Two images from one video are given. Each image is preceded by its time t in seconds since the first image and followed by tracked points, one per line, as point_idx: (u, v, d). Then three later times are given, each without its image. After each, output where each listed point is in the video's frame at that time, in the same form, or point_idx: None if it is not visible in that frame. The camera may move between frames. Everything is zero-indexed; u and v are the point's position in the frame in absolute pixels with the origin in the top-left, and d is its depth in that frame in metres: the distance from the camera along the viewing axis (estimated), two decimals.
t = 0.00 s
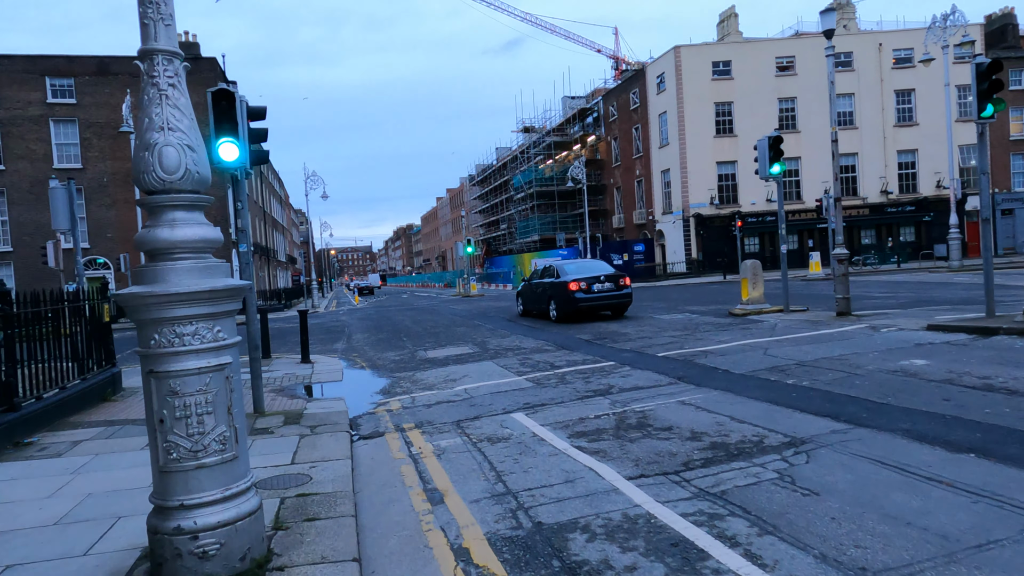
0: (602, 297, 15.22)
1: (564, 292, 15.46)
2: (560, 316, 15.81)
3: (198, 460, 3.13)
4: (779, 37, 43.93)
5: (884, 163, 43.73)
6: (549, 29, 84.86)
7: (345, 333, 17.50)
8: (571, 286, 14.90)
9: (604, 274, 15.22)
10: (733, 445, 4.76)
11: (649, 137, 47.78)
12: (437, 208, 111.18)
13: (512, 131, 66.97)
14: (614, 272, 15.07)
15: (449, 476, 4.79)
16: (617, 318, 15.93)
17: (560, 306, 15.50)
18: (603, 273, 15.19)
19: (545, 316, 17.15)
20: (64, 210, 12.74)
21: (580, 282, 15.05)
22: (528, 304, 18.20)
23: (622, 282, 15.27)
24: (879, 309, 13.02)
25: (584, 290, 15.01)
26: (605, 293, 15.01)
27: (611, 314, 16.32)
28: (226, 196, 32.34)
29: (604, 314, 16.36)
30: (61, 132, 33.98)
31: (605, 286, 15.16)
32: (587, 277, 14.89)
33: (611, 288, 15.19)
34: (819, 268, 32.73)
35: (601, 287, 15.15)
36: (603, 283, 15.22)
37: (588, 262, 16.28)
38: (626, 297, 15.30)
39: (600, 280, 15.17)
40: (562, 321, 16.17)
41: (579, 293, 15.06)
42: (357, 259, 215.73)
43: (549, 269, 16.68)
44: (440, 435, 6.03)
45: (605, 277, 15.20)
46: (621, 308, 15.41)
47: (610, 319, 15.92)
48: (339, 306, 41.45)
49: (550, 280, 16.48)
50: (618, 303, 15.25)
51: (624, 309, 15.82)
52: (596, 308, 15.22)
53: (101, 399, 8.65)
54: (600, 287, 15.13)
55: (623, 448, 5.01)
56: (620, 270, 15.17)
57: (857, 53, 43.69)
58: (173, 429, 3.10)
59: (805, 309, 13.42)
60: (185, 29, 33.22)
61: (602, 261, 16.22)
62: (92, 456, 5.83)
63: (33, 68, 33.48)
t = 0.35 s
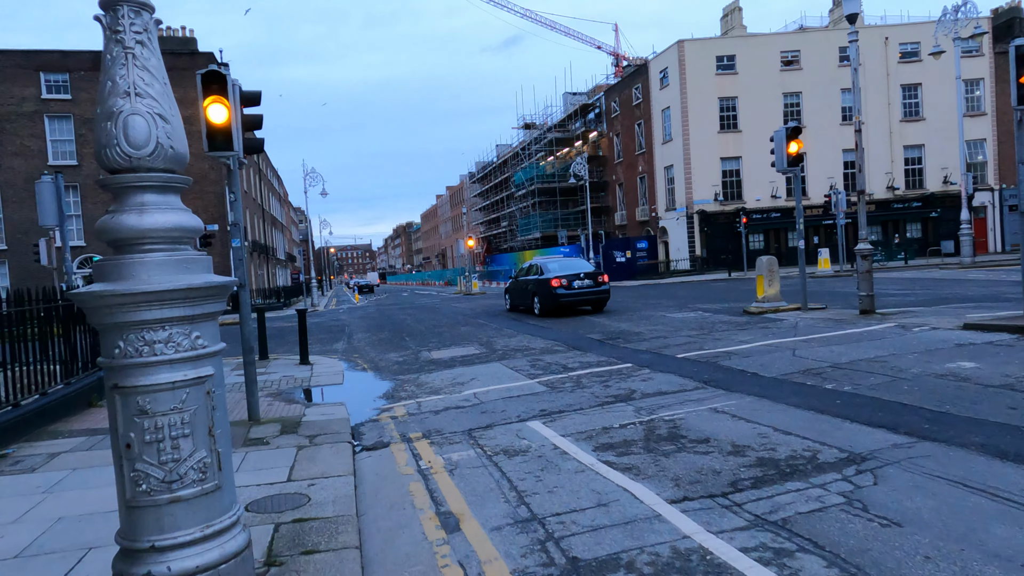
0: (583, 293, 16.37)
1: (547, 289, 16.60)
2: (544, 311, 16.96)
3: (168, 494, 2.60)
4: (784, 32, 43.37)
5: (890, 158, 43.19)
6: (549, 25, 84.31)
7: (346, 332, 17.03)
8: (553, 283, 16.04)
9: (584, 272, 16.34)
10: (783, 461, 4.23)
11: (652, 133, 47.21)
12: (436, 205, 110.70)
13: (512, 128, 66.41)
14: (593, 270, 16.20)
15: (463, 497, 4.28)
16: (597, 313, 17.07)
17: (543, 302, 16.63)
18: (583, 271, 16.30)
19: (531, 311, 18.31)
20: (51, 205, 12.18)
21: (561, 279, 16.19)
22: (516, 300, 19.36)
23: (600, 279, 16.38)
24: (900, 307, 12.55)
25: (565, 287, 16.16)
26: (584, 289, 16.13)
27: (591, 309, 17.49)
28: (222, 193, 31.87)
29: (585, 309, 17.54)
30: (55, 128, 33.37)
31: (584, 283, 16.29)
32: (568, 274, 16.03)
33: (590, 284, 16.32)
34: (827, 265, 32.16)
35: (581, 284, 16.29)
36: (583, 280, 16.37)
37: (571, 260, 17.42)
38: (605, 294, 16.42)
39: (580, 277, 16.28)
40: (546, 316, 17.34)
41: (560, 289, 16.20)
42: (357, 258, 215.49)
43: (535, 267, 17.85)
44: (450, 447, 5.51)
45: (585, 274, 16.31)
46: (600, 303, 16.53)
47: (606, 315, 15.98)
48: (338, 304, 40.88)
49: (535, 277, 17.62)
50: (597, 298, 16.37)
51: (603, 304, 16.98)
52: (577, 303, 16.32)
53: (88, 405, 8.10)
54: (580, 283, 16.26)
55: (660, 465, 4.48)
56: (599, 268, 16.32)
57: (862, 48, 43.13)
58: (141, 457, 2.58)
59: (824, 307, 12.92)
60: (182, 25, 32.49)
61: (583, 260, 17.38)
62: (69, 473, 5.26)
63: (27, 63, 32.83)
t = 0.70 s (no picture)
0: (559, 290, 17.96)
1: (526, 286, 18.15)
2: (524, 307, 18.51)
3: (114, 540, 2.08)
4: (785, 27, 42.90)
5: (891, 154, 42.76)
6: (547, 23, 83.82)
7: (343, 332, 16.57)
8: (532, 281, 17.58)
9: (560, 270, 17.91)
10: (836, 479, 3.71)
11: (651, 130, 46.72)
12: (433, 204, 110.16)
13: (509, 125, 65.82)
14: (568, 268, 17.78)
15: (471, 521, 3.77)
16: (572, 308, 18.64)
17: (523, 298, 18.20)
18: (559, 269, 17.86)
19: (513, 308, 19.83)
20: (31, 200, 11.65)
21: (539, 277, 17.75)
22: (499, 298, 20.90)
23: (575, 277, 17.94)
24: (918, 305, 12.10)
25: (542, 284, 17.71)
26: (560, 286, 17.70)
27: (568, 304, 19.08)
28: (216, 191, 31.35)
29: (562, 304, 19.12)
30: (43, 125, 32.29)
31: (560, 280, 17.85)
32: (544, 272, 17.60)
33: (565, 282, 17.90)
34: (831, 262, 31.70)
35: (557, 281, 17.86)
36: (559, 278, 17.93)
37: (549, 259, 19.00)
38: (579, 290, 17.99)
39: (557, 275, 17.83)
40: (526, 311, 18.93)
41: (538, 286, 17.73)
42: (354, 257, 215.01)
43: (516, 266, 19.41)
44: (454, 461, 5.00)
45: (561, 273, 17.88)
46: (575, 299, 18.10)
47: (610, 315, 15.52)
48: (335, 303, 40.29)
49: (516, 275, 19.20)
50: (573, 294, 17.97)
51: (578, 300, 18.59)
52: (554, 298, 17.87)
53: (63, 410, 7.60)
54: (557, 281, 17.81)
55: (694, 483, 3.97)
56: (574, 267, 17.90)
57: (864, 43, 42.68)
58: (78, 497, 2.06)
59: (837, 305, 12.48)
60: (176, 21, 31.73)
61: (560, 259, 18.98)
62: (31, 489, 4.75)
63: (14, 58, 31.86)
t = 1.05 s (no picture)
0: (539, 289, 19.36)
1: (509, 285, 19.49)
2: (507, 305, 19.85)
3: None
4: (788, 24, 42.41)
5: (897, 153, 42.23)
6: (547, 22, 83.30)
7: (340, 333, 16.08)
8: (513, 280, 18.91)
9: (540, 271, 19.25)
10: (908, 515, 3.19)
11: (653, 128, 46.21)
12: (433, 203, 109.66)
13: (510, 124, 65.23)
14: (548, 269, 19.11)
15: (481, 561, 3.26)
16: (552, 306, 20.03)
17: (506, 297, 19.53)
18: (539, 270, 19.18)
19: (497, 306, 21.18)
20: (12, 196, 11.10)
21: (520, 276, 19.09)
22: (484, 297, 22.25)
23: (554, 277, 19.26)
24: (941, 306, 11.59)
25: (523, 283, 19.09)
26: (540, 285, 19.03)
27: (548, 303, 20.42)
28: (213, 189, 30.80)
29: (542, 303, 20.45)
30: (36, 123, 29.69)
31: (540, 281, 19.17)
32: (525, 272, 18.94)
33: (545, 281, 19.21)
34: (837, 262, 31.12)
35: (538, 281, 19.25)
36: (539, 278, 19.27)
37: (530, 261, 20.36)
38: (557, 289, 19.31)
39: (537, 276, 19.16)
40: (509, 309, 20.24)
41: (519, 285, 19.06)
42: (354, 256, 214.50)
43: (499, 267, 20.77)
44: (461, 484, 4.48)
45: (541, 273, 19.21)
46: (554, 297, 19.43)
47: (617, 315, 15.01)
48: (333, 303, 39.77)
49: (500, 275, 20.54)
50: (552, 293, 19.30)
51: (558, 298, 19.98)
52: (534, 297, 19.17)
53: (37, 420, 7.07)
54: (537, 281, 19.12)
55: (739, 516, 3.45)
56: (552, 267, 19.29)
57: (869, 40, 42.14)
58: None
59: (856, 307, 11.96)
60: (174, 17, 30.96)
61: (541, 261, 20.40)
62: None
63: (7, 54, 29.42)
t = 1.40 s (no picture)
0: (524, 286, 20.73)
1: (496, 284, 20.88)
2: (494, 302, 21.21)
3: None
4: (797, 19, 41.81)
5: (907, 150, 41.60)
6: (550, 19, 82.69)
7: (341, 333, 15.58)
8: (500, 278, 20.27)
9: (525, 270, 20.65)
10: (1020, 561, 2.66)
11: (658, 125, 45.61)
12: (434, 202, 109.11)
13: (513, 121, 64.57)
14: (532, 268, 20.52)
15: None
16: (538, 302, 21.38)
17: (493, 294, 20.92)
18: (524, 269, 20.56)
19: (486, 302, 22.59)
20: None
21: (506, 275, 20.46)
22: (475, 295, 23.67)
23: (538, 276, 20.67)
24: (971, 306, 11.09)
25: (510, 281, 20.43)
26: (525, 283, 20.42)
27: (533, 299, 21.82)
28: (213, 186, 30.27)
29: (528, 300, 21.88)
30: (37, 120, 28.89)
31: (525, 279, 20.59)
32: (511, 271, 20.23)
33: (529, 280, 20.63)
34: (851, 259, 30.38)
35: (523, 280, 20.62)
36: (524, 277, 20.69)
37: (517, 261, 21.74)
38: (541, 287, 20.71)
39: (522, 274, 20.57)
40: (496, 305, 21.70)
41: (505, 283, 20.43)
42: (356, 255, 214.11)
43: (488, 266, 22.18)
44: (475, 509, 3.95)
45: (525, 272, 20.61)
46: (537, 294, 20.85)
47: (628, 315, 14.52)
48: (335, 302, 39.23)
49: (489, 274, 21.93)
50: (536, 290, 20.69)
51: (542, 295, 21.37)
52: (519, 294, 20.56)
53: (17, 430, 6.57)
54: (522, 279, 20.51)
55: (808, 557, 2.92)
56: (537, 266, 20.65)
57: (878, 35, 41.51)
58: None
59: (880, 306, 11.46)
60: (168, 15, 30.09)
61: (527, 259, 21.76)
62: None
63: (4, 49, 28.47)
